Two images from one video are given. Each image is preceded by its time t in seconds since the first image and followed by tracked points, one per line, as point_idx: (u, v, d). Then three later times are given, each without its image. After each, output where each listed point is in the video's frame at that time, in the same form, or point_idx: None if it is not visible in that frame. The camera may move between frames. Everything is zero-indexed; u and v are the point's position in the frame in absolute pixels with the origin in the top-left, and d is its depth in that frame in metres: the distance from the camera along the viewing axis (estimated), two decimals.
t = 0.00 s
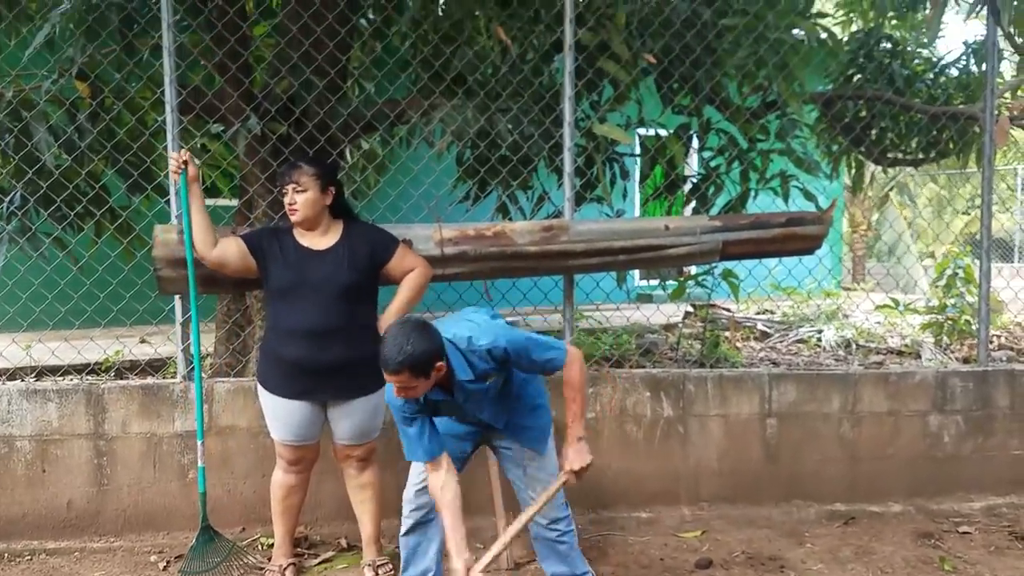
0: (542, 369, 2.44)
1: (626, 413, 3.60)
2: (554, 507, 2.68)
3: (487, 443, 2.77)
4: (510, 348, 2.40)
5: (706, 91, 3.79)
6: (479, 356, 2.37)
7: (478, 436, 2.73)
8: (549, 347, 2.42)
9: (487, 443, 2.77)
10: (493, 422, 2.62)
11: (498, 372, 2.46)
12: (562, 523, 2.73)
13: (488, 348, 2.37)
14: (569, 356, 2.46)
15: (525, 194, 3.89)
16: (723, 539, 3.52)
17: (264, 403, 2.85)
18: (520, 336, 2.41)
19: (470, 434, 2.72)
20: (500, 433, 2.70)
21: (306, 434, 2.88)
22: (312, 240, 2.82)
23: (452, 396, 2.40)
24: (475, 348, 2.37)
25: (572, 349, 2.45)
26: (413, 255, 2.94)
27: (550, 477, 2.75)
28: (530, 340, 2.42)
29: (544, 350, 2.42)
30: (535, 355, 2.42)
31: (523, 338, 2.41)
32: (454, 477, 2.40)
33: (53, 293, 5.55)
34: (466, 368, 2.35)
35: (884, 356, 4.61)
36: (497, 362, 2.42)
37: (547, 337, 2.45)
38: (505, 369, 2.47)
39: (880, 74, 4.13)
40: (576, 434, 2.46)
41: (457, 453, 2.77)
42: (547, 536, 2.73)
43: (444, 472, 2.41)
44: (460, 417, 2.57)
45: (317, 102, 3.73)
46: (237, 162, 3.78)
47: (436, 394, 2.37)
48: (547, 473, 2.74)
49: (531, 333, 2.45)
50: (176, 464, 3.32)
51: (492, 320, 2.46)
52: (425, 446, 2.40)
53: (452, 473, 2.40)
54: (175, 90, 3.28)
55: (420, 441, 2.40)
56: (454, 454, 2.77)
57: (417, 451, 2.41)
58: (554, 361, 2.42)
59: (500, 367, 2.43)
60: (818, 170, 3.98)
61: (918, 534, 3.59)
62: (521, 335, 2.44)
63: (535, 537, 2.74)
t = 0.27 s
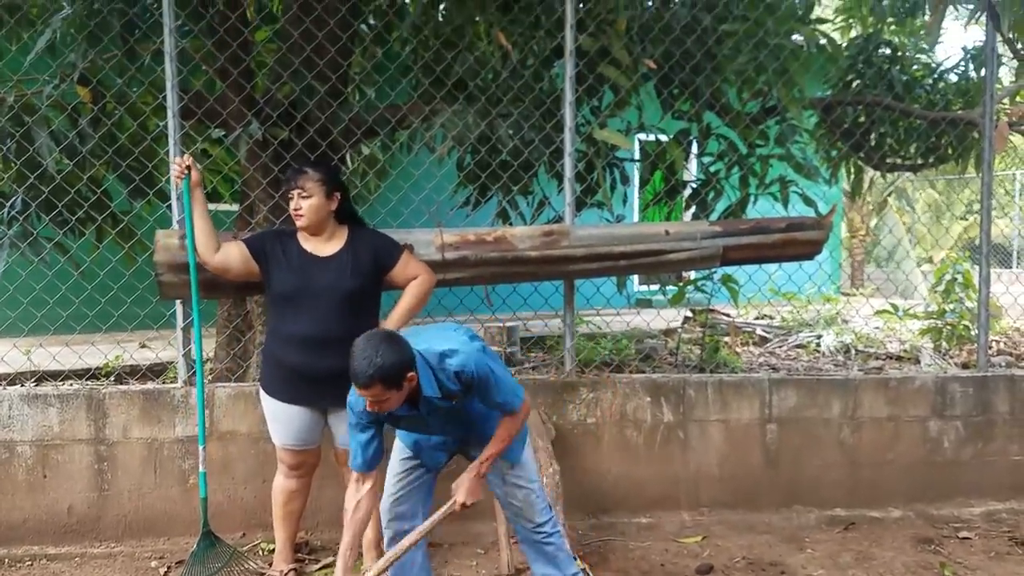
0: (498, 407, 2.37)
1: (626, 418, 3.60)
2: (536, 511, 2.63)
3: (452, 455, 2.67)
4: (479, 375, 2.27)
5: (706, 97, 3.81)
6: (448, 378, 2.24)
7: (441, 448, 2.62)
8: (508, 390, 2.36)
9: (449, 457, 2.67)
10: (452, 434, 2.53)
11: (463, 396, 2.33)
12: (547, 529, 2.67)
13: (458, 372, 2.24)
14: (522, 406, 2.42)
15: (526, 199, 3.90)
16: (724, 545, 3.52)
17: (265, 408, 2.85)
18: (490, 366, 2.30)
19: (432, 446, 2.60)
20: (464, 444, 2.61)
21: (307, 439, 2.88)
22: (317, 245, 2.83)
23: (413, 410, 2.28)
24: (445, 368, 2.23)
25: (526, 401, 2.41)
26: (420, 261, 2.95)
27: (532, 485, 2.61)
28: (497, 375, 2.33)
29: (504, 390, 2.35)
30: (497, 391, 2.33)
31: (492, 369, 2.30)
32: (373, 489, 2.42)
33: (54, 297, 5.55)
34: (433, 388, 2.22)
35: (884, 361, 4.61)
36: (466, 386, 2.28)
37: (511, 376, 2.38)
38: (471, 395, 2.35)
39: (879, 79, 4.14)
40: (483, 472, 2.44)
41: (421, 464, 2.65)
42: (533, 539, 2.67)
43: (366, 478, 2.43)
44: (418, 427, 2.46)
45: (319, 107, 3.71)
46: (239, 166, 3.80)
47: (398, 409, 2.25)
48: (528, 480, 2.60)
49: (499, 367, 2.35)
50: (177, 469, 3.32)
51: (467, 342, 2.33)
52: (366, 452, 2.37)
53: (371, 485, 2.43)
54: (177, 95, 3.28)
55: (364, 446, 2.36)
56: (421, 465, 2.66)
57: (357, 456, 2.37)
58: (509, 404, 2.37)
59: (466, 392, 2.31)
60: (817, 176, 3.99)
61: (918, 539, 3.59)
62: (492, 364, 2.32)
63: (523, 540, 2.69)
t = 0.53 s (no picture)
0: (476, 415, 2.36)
1: (623, 434, 3.60)
2: (520, 527, 2.60)
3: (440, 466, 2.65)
4: (455, 381, 2.26)
5: (701, 113, 3.82)
6: (424, 382, 2.23)
7: (428, 457, 2.61)
8: (486, 399, 2.34)
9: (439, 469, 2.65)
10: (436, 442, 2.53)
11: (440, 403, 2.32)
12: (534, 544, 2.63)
13: (433, 377, 2.23)
14: (499, 415, 2.39)
15: (522, 215, 3.92)
16: (721, 561, 3.51)
17: (262, 423, 2.85)
18: (467, 374, 2.30)
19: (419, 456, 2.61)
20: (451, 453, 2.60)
21: (304, 455, 2.86)
22: (314, 262, 2.83)
23: (391, 412, 2.28)
24: (421, 372, 2.23)
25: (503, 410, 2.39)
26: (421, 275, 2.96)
27: (516, 499, 2.60)
28: (474, 383, 2.32)
29: (481, 399, 2.33)
30: (474, 399, 2.32)
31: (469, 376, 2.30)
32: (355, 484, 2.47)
33: (49, 313, 5.54)
34: (408, 391, 2.21)
35: (880, 377, 4.62)
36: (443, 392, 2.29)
37: (489, 386, 2.37)
38: (450, 402, 2.33)
39: (873, 96, 4.17)
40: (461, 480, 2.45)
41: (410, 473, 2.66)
42: (520, 556, 2.62)
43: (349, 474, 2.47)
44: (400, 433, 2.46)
45: (317, 123, 3.73)
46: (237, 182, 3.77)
47: (374, 410, 2.25)
48: (512, 493, 2.60)
49: (477, 375, 2.34)
50: (172, 485, 3.31)
51: (446, 348, 2.32)
52: (346, 449, 2.39)
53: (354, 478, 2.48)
54: (175, 111, 3.29)
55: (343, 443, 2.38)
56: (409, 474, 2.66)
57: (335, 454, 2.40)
58: (486, 413, 2.35)
59: (444, 398, 2.29)
60: (812, 192, 4.01)
61: (915, 555, 3.58)
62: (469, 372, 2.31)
63: (510, 556, 2.64)
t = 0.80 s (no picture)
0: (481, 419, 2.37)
1: (618, 452, 3.59)
2: (508, 551, 2.60)
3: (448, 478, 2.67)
4: (458, 379, 2.30)
5: (694, 133, 3.86)
6: (426, 378, 2.28)
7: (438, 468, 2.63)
8: (491, 399, 2.36)
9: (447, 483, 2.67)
10: (445, 450, 2.55)
11: (445, 402, 2.34)
12: (516, 572, 2.64)
13: (436, 374, 2.28)
14: (507, 417, 2.39)
15: (517, 233, 3.93)
16: None
17: (255, 441, 2.84)
18: (469, 373, 2.33)
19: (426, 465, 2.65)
20: (458, 465, 2.60)
21: (298, 473, 2.86)
22: (307, 279, 2.83)
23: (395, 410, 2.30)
24: (424, 368, 2.28)
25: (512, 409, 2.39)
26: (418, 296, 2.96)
27: (508, 523, 2.59)
28: (478, 383, 2.34)
29: (486, 399, 2.35)
30: (479, 399, 2.34)
31: (472, 376, 2.33)
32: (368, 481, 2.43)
33: (44, 331, 5.53)
34: (411, 386, 2.24)
35: (874, 395, 4.62)
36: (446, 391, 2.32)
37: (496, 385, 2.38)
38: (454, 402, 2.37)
39: (865, 116, 4.21)
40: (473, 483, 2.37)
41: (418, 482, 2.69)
42: None
43: (364, 473, 2.44)
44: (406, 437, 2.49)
45: (312, 142, 3.76)
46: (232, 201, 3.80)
47: (378, 405, 2.28)
48: (505, 517, 2.59)
49: (483, 376, 2.37)
50: (165, 504, 3.29)
51: (451, 348, 2.37)
52: (354, 446, 2.39)
53: (370, 476, 2.44)
54: (171, 131, 3.31)
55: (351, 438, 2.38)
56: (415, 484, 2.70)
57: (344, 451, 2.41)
58: (491, 413, 2.36)
59: (447, 397, 2.33)
60: (805, 211, 4.04)
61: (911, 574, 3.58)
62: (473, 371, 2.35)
63: None
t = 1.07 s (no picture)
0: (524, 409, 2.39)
1: (615, 462, 3.59)
2: (522, 566, 2.69)
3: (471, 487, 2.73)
4: (493, 378, 2.37)
5: (690, 143, 3.87)
6: (461, 379, 2.36)
7: (462, 477, 2.68)
8: (529, 390, 2.38)
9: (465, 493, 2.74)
10: (472, 456, 2.61)
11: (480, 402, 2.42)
12: None
13: (470, 374, 2.36)
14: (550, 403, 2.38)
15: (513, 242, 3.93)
16: None
17: (249, 452, 2.83)
18: (505, 369, 2.39)
19: (449, 476, 2.69)
20: (481, 474, 2.68)
21: (293, 485, 2.84)
22: (302, 288, 2.83)
23: (429, 409, 2.39)
24: (459, 369, 2.36)
25: (554, 389, 2.39)
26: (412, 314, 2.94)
27: (525, 536, 2.68)
28: (513, 376, 2.39)
29: (524, 389, 2.37)
30: (517, 391, 2.37)
31: (508, 371, 2.38)
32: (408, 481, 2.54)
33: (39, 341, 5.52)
34: (445, 386, 2.32)
35: (871, 405, 4.62)
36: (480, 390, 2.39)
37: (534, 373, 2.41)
38: (489, 399, 2.44)
39: (860, 126, 4.23)
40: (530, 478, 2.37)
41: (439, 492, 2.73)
42: None
43: (402, 473, 2.54)
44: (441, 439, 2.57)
45: (309, 152, 3.75)
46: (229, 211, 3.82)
47: (413, 404, 2.36)
48: (522, 530, 2.68)
49: (520, 368, 2.41)
50: (161, 515, 3.28)
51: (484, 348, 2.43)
52: (390, 446, 2.48)
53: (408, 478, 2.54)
54: (166, 141, 3.31)
55: (386, 438, 2.48)
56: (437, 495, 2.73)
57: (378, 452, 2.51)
58: (532, 404, 2.37)
59: (483, 396, 2.41)
60: (801, 221, 4.05)
61: None
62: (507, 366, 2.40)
63: None
